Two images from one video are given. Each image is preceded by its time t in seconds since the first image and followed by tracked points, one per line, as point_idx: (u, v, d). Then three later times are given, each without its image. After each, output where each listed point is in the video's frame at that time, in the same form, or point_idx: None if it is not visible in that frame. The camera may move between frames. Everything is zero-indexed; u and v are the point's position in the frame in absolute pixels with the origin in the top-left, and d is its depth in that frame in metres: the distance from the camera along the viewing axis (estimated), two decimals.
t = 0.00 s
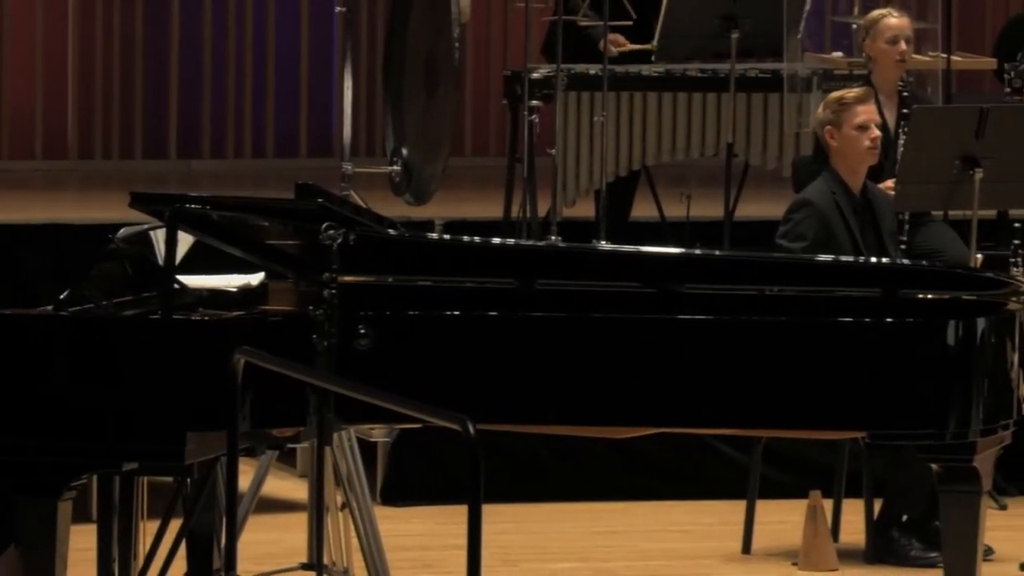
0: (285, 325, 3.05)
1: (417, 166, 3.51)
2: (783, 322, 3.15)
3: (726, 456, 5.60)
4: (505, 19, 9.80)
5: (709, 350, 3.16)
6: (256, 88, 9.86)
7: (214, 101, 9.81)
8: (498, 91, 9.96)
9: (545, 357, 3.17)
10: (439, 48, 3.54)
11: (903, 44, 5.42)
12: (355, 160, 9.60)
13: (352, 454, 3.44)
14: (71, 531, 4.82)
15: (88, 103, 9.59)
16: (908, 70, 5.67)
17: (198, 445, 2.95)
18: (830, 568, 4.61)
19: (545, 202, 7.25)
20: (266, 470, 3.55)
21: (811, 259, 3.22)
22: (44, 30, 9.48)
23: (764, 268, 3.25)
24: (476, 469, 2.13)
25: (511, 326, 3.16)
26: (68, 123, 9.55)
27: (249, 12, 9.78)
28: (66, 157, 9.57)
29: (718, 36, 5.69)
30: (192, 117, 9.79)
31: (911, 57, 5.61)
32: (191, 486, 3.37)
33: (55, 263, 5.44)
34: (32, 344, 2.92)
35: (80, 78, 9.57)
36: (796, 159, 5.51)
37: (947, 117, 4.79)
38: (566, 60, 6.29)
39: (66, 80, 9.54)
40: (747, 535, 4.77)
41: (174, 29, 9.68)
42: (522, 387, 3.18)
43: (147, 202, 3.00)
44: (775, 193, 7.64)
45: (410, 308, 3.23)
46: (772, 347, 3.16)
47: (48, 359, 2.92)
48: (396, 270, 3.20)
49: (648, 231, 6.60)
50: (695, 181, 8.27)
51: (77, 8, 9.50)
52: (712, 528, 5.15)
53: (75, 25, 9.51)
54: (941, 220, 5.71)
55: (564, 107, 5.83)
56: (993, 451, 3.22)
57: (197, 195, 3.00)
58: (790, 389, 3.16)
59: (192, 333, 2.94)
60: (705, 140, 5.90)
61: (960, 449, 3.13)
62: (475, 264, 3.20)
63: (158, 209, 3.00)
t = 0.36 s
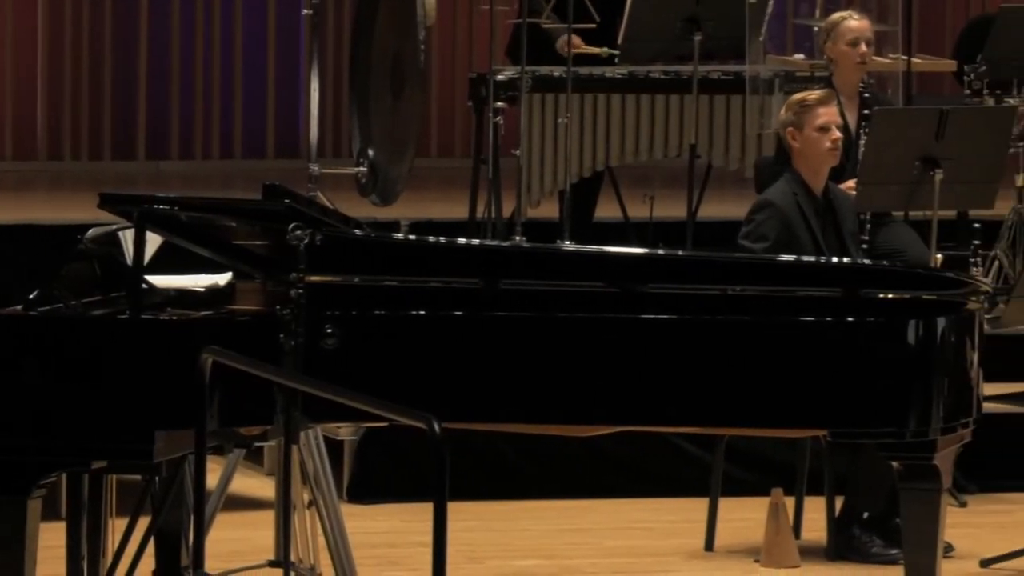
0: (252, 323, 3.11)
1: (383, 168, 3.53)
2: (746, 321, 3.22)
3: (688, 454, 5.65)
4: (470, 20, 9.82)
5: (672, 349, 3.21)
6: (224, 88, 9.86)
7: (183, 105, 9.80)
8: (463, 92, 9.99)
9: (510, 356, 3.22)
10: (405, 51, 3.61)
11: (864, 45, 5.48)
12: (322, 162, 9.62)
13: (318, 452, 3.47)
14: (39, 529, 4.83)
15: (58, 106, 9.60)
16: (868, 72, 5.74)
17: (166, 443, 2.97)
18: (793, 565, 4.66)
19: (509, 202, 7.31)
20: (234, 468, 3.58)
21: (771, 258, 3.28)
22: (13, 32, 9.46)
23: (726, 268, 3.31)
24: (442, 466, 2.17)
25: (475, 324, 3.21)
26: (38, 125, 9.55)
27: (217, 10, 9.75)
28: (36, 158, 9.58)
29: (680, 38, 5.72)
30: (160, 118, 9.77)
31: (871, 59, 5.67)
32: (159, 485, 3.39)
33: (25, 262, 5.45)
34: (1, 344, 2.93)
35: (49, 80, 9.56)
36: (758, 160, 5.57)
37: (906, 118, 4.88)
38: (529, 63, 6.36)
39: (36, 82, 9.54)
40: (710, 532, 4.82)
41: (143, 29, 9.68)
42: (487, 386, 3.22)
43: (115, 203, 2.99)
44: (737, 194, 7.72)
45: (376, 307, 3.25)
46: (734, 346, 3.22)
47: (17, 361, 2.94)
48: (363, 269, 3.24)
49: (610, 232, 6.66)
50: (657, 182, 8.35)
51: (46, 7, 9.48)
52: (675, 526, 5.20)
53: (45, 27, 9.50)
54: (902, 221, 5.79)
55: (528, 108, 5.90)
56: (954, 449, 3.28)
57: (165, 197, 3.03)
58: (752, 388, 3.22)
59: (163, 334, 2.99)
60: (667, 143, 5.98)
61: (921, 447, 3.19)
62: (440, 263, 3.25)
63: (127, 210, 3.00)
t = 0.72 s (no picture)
0: (219, 323, 3.15)
1: (352, 168, 3.57)
2: (709, 321, 3.27)
3: (653, 453, 5.69)
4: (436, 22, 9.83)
5: (636, 349, 3.27)
6: (194, 90, 9.76)
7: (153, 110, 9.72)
8: (430, 94, 9.99)
9: (476, 356, 3.27)
10: (372, 53, 3.64)
11: (826, 48, 5.54)
12: (289, 163, 9.63)
13: (286, 451, 3.50)
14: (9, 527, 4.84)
15: (26, 107, 9.52)
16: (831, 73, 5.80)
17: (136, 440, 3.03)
18: (756, 563, 4.71)
19: (476, 203, 7.34)
20: (202, 467, 3.60)
21: (735, 259, 3.32)
22: None
23: (690, 266, 3.35)
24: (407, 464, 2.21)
25: (441, 324, 3.27)
26: (6, 126, 9.46)
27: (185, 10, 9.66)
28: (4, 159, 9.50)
29: (645, 41, 5.78)
30: (129, 120, 9.69)
31: (834, 61, 5.73)
32: (129, 483, 3.42)
33: None
34: None
35: (19, 81, 9.50)
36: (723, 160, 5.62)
37: (868, 120, 4.94)
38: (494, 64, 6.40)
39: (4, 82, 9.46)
40: (673, 529, 4.87)
41: (112, 29, 9.62)
42: (453, 385, 3.28)
43: (85, 204, 3.01)
44: (700, 194, 7.79)
45: (342, 307, 3.35)
46: (697, 346, 3.27)
47: None
48: (329, 270, 3.34)
49: (575, 234, 6.70)
50: (622, 182, 8.40)
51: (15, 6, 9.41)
52: (640, 523, 5.25)
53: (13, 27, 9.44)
54: (864, 222, 5.85)
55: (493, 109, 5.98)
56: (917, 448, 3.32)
57: (134, 198, 3.05)
58: (716, 387, 3.27)
59: (133, 333, 3.07)
60: (633, 144, 6.06)
61: (882, 445, 3.23)
62: (407, 263, 3.31)
63: (96, 212, 3.03)
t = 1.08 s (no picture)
0: (186, 323, 3.20)
1: (317, 170, 3.62)
2: (672, 320, 3.32)
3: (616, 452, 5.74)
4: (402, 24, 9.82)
5: (601, 349, 3.31)
6: (162, 89, 9.54)
7: (121, 102, 9.49)
8: (396, 96, 9.95)
9: (443, 355, 3.32)
10: (337, 56, 3.64)
11: (787, 50, 5.59)
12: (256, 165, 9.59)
13: (254, 449, 3.52)
14: None
15: None
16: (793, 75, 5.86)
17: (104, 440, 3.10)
18: (719, 560, 4.77)
19: (441, 204, 7.35)
20: (171, 466, 3.63)
21: (698, 260, 3.42)
22: None
23: (651, 265, 3.42)
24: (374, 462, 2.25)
25: (407, 324, 3.33)
26: None
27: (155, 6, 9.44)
28: None
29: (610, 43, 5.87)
30: (97, 120, 9.48)
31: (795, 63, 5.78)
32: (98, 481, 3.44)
33: None
34: None
35: None
36: (686, 162, 5.67)
37: (830, 121, 5.00)
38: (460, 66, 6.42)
39: None
40: (637, 527, 4.92)
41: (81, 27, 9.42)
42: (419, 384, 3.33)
43: (54, 206, 3.13)
44: (664, 196, 7.83)
45: (309, 307, 3.38)
46: (661, 347, 3.32)
47: None
48: (298, 269, 3.37)
49: (539, 235, 6.72)
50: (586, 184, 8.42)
51: None
52: (604, 521, 5.30)
53: None
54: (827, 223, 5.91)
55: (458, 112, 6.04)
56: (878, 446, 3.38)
57: (102, 200, 3.16)
58: (680, 386, 3.32)
59: (101, 333, 3.11)
60: (597, 145, 6.13)
61: (846, 444, 3.29)
62: (373, 264, 3.38)
63: (66, 214, 3.14)
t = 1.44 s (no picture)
0: (144, 322, 3.23)
1: (275, 170, 3.64)
2: (625, 319, 3.38)
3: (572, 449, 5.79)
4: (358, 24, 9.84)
5: (555, 349, 3.37)
6: (122, 90, 9.54)
7: (79, 99, 9.48)
8: (353, 98, 9.96)
9: (398, 355, 3.37)
10: (295, 57, 3.70)
11: (740, 52, 5.64)
12: (215, 166, 9.59)
13: (212, 448, 3.55)
14: None
15: None
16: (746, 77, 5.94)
17: (66, 439, 3.17)
18: (672, 557, 4.82)
19: (397, 205, 7.39)
20: (130, 464, 3.65)
21: (649, 259, 3.48)
22: None
23: (605, 265, 3.48)
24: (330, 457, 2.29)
25: (363, 323, 3.38)
26: None
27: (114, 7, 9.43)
28: None
29: (565, 45, 6.09)
30: (56, 121, 9.45)
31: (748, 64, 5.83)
32: (58, 479, 3.47)
33: None
34: None
35: None
36: (639, 163, 5.73)
37: (782, 123, 5.08)
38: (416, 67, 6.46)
39: None
40: (592, 524, 4.97)
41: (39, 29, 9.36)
42: (376, 383, 3.38)
43: (13, 208, 3.18)
44: (619, 196, 7.90)
45: (267, 306, 3.42)
46: (615, 346, 3.37)
47: None
48: (255, 269, 3.43)
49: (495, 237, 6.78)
50: (542, 185, 8.47)
51: None
52: (560, 519, 5.34)
53: None
54: (780, 224, 5.99)
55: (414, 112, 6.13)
56: (829, 445, 3.43)
57: (62, 200, 3.17)
58: (633, 386, 3.37)
59: (62, 331, 3.16)
60: (552, 146, 6.22)
61: (797, 442, 3.35)
62: (329, 264, 3.45)
63: (26, 213, 3.17)
